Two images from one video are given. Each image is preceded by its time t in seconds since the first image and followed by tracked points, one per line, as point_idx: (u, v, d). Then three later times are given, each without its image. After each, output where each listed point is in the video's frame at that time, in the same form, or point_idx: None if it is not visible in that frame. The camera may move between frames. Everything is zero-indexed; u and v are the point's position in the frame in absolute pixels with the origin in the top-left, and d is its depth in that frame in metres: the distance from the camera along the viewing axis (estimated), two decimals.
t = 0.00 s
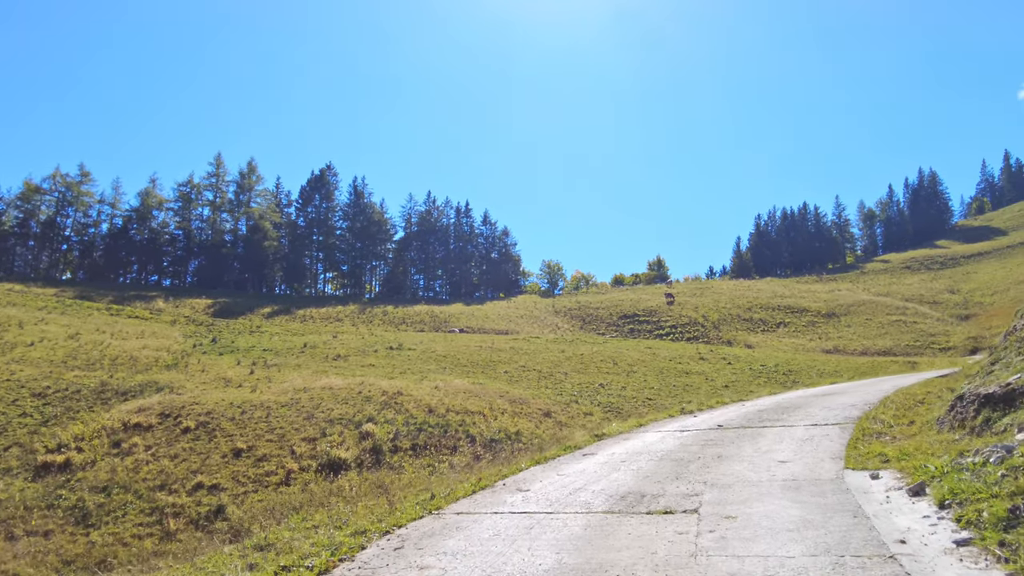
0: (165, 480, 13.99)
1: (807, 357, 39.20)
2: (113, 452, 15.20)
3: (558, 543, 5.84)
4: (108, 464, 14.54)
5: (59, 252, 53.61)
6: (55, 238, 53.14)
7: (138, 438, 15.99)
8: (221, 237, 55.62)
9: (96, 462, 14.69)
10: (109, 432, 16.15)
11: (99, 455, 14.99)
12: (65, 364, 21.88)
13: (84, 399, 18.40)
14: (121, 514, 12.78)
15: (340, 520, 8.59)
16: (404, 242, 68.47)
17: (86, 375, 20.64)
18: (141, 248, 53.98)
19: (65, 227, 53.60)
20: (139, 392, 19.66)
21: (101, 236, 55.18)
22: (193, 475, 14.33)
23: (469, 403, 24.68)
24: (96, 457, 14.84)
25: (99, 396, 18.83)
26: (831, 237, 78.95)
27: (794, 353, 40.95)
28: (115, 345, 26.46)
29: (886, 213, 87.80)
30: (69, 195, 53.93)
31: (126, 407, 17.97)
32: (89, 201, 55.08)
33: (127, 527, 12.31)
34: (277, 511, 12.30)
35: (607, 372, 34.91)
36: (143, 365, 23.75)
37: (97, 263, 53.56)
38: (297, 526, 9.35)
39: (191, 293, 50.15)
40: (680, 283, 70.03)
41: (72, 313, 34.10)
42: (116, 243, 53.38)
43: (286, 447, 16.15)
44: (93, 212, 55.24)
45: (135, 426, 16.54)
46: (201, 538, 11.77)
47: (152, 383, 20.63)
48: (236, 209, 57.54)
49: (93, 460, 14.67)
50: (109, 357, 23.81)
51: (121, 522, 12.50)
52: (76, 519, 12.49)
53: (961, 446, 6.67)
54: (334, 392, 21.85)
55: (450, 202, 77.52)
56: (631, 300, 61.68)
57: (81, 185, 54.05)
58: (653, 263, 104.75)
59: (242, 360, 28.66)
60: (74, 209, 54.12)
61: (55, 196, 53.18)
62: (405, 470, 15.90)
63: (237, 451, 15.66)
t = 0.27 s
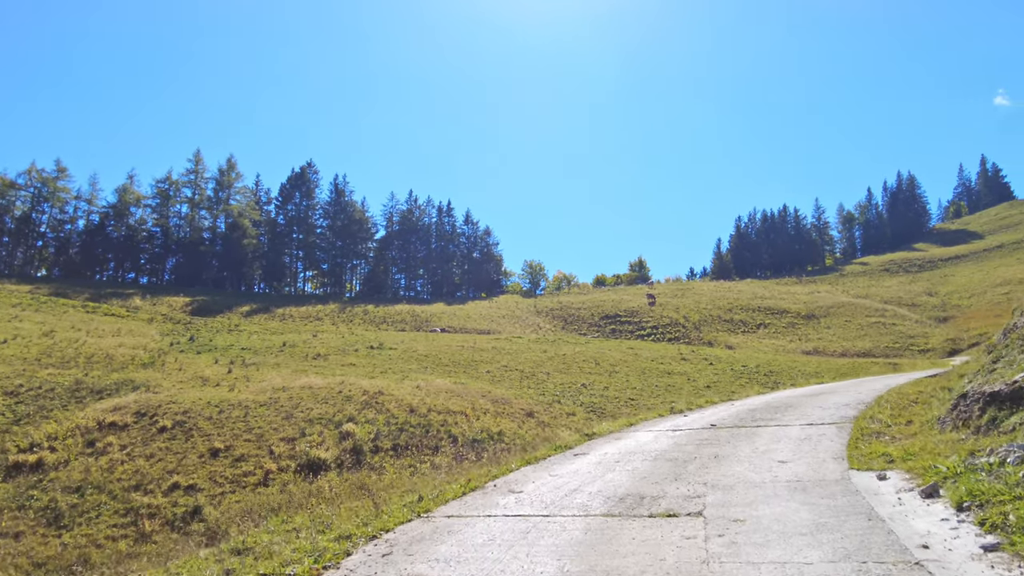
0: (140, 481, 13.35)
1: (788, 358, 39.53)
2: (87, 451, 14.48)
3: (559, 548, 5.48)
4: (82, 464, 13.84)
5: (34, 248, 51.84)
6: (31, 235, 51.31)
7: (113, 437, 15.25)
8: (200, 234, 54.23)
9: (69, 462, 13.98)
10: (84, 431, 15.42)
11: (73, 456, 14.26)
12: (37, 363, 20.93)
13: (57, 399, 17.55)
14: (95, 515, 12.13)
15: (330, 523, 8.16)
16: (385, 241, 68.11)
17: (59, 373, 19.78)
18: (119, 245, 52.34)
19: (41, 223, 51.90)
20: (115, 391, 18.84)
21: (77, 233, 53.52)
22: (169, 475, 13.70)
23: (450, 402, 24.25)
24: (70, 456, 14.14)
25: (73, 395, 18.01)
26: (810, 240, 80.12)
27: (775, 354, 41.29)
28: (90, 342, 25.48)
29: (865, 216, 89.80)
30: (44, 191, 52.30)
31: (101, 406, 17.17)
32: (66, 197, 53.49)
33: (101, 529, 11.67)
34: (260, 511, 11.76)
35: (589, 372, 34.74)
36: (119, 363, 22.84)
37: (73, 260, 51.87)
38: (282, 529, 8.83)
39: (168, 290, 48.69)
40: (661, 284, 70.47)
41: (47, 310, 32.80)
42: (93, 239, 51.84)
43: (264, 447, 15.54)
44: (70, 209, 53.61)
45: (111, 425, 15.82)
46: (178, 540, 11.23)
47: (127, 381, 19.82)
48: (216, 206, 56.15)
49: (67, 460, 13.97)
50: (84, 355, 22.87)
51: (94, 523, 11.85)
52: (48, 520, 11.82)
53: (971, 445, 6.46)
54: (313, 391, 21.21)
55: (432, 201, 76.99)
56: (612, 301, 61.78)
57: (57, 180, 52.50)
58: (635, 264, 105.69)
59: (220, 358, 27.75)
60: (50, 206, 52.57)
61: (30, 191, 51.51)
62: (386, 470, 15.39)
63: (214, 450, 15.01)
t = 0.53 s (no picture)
0: (117, 482, 12.76)
1: (769, 359, 39.81)
2: (62, 452, 13.87)
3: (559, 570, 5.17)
4: (57, 465, 13.24)
5: (9, 244, 50.35)
6: (6, 230, 49.90)
7: (89, 437, 14.63)
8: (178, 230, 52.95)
9: (44, 463, 13.39)
10: (59, 430, 14.76)
11: (47, 456, 13.62)
12: (9, 361, 20.13)
13: (29, 398, 16.82)
14: (68, 518, 11.56)
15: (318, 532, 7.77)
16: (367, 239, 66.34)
17: (33, 371, 19.03)
18: (96, 242, 50.96)
19: (16, 218, 50.41)
20: (91, 390, 18.15)
21: (54, 229, 52.08)
22: (146, 476, 13.13)
23: (432, 403, 23.84)
24: (44, 457, 13.52)
25: (47, 394, 17.33)
26: (790, 241, 81.23)
27: (755, 354, 41.62)
28: (66, 340, 24.59)
29: (844, 219, 91.49)
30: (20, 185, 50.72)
31: (76, 405, 16.47)
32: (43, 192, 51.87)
33: (75, 532, 11.12)
34: (242, 515, 11.29)
35: (571, 372, 34.56)
36: (95, 361, 22.04)
37: (49, 256, 50.61)
38: (264, 537, 8.38)
39: (146, 288, 47.28)
40: (642, 284, 70.80)
41: (21, 306, 31.60)
42: (70, 235, 50.57)
43: (243, 448, 14.97)
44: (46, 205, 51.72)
45: (87, 425, 15.18)
46: (154, 544, 10.77)
47: (104, 380, 19.12)
48: (194, 203, 54.72)
49: (42, 461, 13.38)
50: (60, 353, 22.05)
51: (68, 526, 11.32)
52: (21, 522, 11.28)
53: (977, 457, 6.29)
54: (293, 391, 20.62)
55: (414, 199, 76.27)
56: (594, 301, 61.82)
57: (34, 175, 50.87)
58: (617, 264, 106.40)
59: (199, 357, 26.94)
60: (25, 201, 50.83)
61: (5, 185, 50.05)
62: (367, 472, 14.93)
63: (191, 451, 14.42)
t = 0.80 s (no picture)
0: (87, 480, 12.11)
1: (745, 359, 40.21)
2: (30, 450, 13.18)
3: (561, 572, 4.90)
4: (24, 463, 12.53)
5: None
6: None
7: (59, 434, 13.99)
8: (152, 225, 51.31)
9: (9, 462, 12.67)
10: (27, 427, 14.05)
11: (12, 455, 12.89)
12: None
13: None
14: (37, 517, 10.90)
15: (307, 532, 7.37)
16: (344, 236, 65.77)
17: None
18: (68, 236, 49.58)
19: None
20: (62, 386, 17.42)
21: (25, 223, 50.38)
22: (118, 474, 12.50)
23: (410, 401, 23.38)
24: (11, 455, 12.81)
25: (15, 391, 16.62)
26: (766, 243, 82.55)
27: (732, 354, 42.02)
28: (35, 336, 23.55)
29: (820, 221, 93.24)
30: None
31: (47, 402, 15.75)
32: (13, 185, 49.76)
33: (44, 531, 10.49)
34: (219, 513, 10.77)
35: (550, 371, 34.34)
36: (66, 357, 21.15)
37: (20, 251, 49.18)
38: (245, 537, 7.89)
39: (120, 283, 45.70)
40: (620, 284, 71.16)
41: None
42: (42, 230, 49.03)
43: (218, 446, 14.37)
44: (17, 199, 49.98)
45: (57, 422, 14.50)
46: (126, 544, 10.18)
47: (75, 376, 18.35)
48: (169, 198, 52.91)
49: (6, 459, 12.66)
50: (28, 350, 21.12)
51: (36, 526, 10.65)
52: None
53: (979, 454, 6.18)
54: (269, 389, 19.89)
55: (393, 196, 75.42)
56: (572, 300, 61.84)
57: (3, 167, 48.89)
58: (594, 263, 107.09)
59: (172, 354, 25.96)
60: None
61: None
62: (344, 472, 14.46)
63: (165, 449, 13.80)
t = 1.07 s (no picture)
0: (43, 483, 11.67)
1: (712, 362, 40.72)
2: None
3: None
4: None
5: None
6: None
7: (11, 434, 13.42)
8: (116, 221, 48.87)
9: None
10: None
11: None
12: None
13: None
14: None
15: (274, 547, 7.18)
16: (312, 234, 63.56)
17: None
18: (27, 231, 46.61)
19: None
20: (18, 385, 16.76)
21: None
22: (75, 477, 12.04)
23: (378, 403, 22.74)
24: None
25: None
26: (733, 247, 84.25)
27: (700, 357, 42.54)
28: None
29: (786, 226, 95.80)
30: None
31: None
32: None
33: None
34: (180, 518, 10.23)
35: (520, 373, 33.97)
36: (20, 355, 19.95)
37: None
38: (206, 551, 7.52)
39: (81, 279, 43.27)
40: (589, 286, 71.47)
41: None
42: None
43: (180, 447, 13.81)
44: None
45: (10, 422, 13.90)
46: (82, 550, 9.65)
47: (33, 374, 17.62)
48: (133, 192, 50.52)
49: None
50: None
51: None
52: None
53: (973, 468, 6.01)
54: (233, 390, 18.73)
55: (362, 194, 74.22)
56: (542, 301, 61.75)
57: None
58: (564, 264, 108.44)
59: (133, 352, 24.60)
60: None
61: None
62: (310, 475, 13.89)
63: (124, 451, 13.26)
